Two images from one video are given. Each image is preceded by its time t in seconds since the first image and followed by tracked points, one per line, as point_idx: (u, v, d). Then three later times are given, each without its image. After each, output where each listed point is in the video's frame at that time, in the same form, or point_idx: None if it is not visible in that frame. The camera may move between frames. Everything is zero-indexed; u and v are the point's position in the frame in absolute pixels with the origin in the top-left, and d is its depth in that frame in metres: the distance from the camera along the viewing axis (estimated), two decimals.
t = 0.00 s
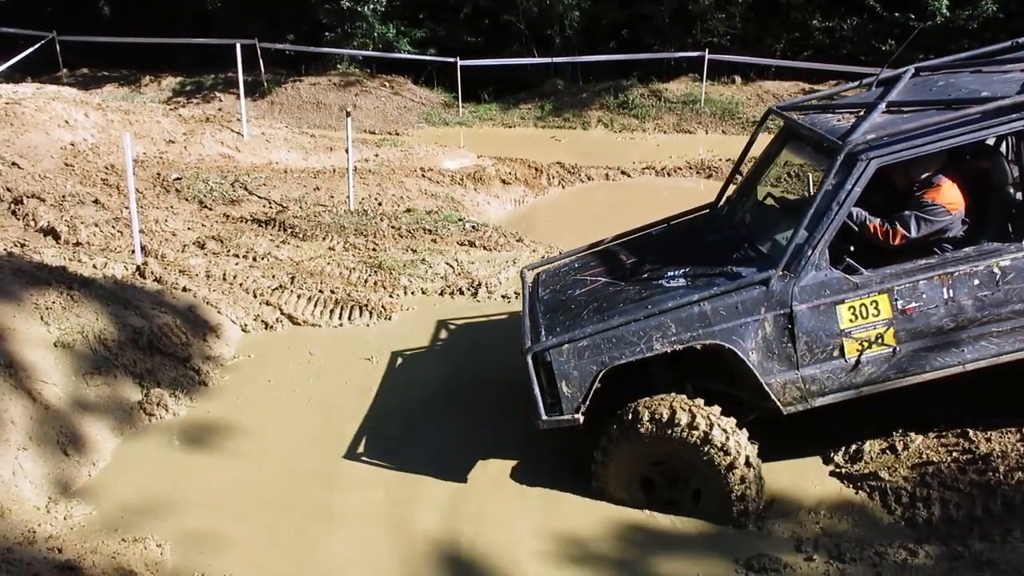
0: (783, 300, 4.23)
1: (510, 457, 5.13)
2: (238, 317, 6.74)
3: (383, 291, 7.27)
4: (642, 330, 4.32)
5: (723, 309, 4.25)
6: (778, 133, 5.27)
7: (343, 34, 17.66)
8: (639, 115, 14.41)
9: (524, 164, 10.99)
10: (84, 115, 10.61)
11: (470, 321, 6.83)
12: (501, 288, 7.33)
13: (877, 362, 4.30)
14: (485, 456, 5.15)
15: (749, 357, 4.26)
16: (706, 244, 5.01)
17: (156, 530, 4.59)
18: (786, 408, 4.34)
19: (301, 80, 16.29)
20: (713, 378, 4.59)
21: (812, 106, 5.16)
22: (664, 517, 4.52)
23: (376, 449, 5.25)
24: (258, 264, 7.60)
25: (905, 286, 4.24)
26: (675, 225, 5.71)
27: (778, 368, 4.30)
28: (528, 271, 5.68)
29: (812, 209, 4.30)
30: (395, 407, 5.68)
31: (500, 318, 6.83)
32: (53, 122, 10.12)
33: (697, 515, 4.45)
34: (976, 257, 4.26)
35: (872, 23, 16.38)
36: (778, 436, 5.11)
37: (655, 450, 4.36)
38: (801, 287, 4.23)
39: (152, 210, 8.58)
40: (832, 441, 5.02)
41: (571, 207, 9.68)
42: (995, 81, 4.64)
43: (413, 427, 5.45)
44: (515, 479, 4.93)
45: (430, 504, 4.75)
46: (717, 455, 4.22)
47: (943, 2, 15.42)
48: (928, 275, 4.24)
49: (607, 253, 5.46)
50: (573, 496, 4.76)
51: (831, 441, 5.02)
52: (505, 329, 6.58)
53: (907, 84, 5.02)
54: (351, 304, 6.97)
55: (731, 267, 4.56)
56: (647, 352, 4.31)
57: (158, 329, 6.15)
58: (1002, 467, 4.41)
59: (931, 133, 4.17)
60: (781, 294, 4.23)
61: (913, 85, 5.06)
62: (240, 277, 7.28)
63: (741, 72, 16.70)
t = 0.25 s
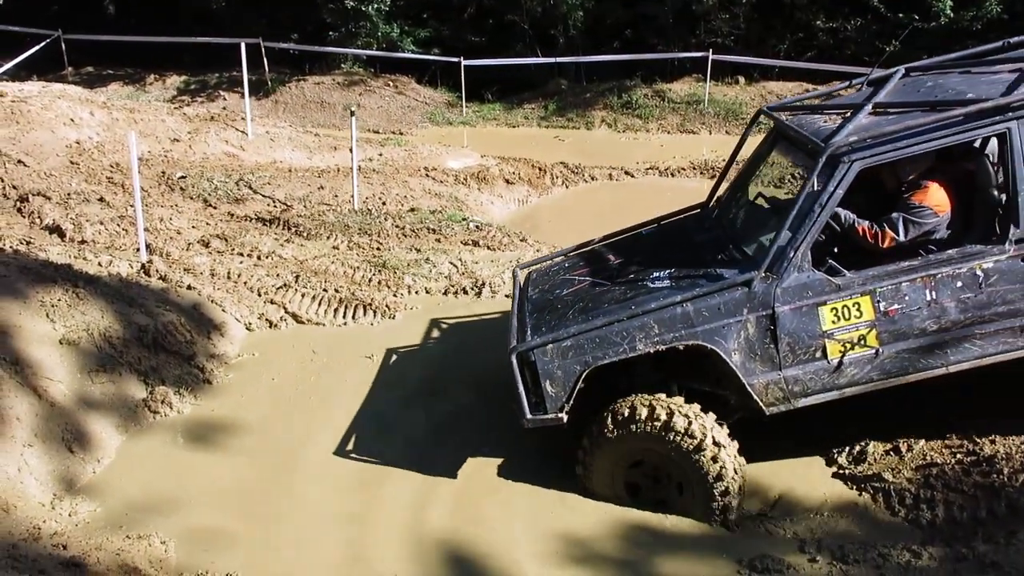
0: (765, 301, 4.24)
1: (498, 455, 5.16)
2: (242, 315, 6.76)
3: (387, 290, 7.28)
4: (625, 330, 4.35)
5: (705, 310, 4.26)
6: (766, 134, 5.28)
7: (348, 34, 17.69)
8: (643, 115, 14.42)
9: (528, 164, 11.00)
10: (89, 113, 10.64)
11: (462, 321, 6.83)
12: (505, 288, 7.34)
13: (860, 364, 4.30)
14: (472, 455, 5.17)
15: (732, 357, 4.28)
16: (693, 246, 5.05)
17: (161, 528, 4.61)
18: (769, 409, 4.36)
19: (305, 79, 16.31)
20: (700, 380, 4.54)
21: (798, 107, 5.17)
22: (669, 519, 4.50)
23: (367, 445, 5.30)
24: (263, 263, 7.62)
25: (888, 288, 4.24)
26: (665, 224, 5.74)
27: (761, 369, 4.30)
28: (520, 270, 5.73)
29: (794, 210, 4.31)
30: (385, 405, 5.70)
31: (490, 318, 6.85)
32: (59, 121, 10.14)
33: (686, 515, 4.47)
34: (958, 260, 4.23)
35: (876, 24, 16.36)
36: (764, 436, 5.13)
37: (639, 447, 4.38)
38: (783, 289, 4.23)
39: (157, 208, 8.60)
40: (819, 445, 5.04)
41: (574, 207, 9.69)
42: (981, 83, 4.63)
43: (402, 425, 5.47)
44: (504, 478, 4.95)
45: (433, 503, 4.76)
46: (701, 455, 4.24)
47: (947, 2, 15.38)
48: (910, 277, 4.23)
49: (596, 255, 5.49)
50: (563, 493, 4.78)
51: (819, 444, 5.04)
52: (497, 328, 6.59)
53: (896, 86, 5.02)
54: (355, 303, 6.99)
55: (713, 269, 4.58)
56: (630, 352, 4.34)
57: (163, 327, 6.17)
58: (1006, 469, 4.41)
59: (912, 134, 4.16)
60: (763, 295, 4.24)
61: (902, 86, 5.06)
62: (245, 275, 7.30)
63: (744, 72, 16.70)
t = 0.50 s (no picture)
0: (743, 303, 4.21)
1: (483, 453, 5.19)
2: (248, 315, 6.78)
3: (392, 290, 7.29)
4: (605, 331, 4.35)
5: (683, 312, 4.25)
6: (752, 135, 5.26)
7: (354, 34, 17.74)
8: (648, 116, 14.42)
9: (533, 165, 11.00)
10: (96, 112, 10.66)
11: (453, 321, 6.82)
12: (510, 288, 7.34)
13: (838, 365, 4.28)
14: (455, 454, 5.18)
15: (710, 359, 4.26)
16: (677, 247, 5.04)
17: (165, 527, 4.61)
18: (748, 410, 4.36)
19: (311, 80, 16.34)
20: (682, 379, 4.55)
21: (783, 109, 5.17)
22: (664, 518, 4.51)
23: (355, 442, 5.34)
24: (268, 263, 7.63)
25: (866, 290, 4.19)
26: (653, 226, 5.73)
27: (739, 370, 4.29)
28: (508, 271, 5.80)
29: (772, 212, 4.30)
30: (370, 404, 5.71)
31: (479, 318, 6.85)
32: (65, 120, 10.17)
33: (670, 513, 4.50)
34: (936, 261, 4.17)
35: (882, 26, 16.30)
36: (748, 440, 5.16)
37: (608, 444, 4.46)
38: (761, 290, 4.20)
39: (162, 207, 8.62)
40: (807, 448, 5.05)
41: (579, 208, 9.70)
42: (964, 84, 4.61)
43: (386, 425, 5.48)
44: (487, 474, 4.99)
45: (437, 502, 4.76)
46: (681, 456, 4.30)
47: (954, 4, 15.31)
48: (888, 279, 4.18)
49: (584, 258, 5.51)
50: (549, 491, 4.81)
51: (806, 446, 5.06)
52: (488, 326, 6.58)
53: (881, 87, 5.01)
54: (360, 303, 7.00)
55: (693, 271, 4.57)
56: (609, 353, 4.34)
57: (169, 327, 6.18)
58: (1011, 471, 4.36)
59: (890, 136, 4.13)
60: (741, 297, 4.21)
61: (888, 87, 5.05)
62: (250, 275, 7.31)
63: (749, 74, 16.69)
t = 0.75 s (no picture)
0: (715, 305, 4.23)
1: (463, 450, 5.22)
2: (248, 316, 6.77)
3: (392, 291, 7.29)
4: (579, 333, 4.38)
5: (656, 314, 4.27)
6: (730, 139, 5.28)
7: (354, 36, 17.77)
8: (648, 118, 14.41)
9: (534, 166, 11.01)
10: (96, 114, 10.66)
11: (441, 321, 6.84)
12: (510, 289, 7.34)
13: (810, 366, 4.28)
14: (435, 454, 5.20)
15: (683, 361, 4.28)
16: (655, 251, 5.06)
17: (165, 528, 4.61)
18: (721, 411, 4.37)
19: (311, 81, 16.34)
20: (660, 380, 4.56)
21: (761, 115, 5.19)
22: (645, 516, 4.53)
23: (341, 439, 5.38)
24: (268, 264, 7.64)
25: (837, 292, 4.19)
26: (635, 230, 5.75)
27: (712, 372, 4.31)
28: (492, 274, 5.87)
29: (744, 215, 4.32)
30: (352, 404, 5.74)
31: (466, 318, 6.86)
32: (66, 121, 10.17)
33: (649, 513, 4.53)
34: (907, 264, 4.15)
35: (882, 28, 16.25)
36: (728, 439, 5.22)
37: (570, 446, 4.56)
38: (733, 292, 4.21)
39: (163, 208, 8.62)
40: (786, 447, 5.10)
41: (579, 209, 9.70)
42: (939, 87, 4.61)
43: (368, 425, 5.50)
44: (469, 470, 5.03)
45: (439, 504, 4.76)
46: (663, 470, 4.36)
47: (954, 6, 15.27)
48: (859, 282, 4.17)
49: (563, 262, 5.55)
50: (532, 489, 4.82)
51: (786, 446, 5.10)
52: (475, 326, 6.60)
53: (861, 89, 5.01)
54: (360, 304, 6.99)
55: (666, 273, 4.59)
56: (582, 355, 4.37)
57: (169, 328, 6.19)
58: (1011, 472, 4.33)
59: (859, 139, 4.11)
60: (713, 299, 4.23)
61: (866, 89, 5.07)
62: (250, 276, 7.32)
63: (750, 75, 16.68)
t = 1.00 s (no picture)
0: (693, 307, 4.24)
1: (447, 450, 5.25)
2: (249, 317, 6.78)
3: (394, 292, 7.30)
4: (558, 334, 4.41)
5: (635, 315, 4.29)
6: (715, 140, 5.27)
7: (355, 36, 17.80)
8: (649, 119, 14.42)
9: (535, 167, 11.02)
10: (98, 114, 10.67)
11: (431, 320, 6.88)
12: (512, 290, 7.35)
13: (788, 368, 4.29)
14: (419, 455, 5.22)
15: (662, 362, 4.30)
16: (637, 252, 5.06)
17: (166, 528, 4.61)
18: (700, 412, 4.37)
19: (313, 81, 16.36)
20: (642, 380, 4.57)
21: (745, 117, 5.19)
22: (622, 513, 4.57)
23: (328, 437, 5.42)
24: (270, 264, 7.65)
25: (815, 294, 4.20)
26: (621, 230, 5.74)
27: (691, 374, 4.32)
28: (480, 274, 5.89)
29: (722, 216, 4.31)
30: (336, 406, 5.75)
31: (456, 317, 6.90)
32: (68, 121, 10.19)
33: (628, 509, 4.55)
34: (885, 266, 4.15)
35: (883, 30, 16.20)
36: (709, 439, 5.26)
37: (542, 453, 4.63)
38: (710, 294, 4.22)
39: (165, 209, 8.63)
40: (765, 446, 5.16)
41: (580, 210, 9.71)
42: (920, 90, 4.62)
43: (352, 426, 5.52)
44: (454, 468, 5.08)
45: (440, 504, 4.77)
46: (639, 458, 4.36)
47: (956, 8, 15.21)
48: (837, 284, 4.18)
49: (550, 261, 5.57)
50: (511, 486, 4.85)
51: (767, 446, 5.15)
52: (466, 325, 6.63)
53: (844, 91, 5.02)
54: (362, 305, 7.00)
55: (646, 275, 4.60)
56: (562, 356, 4.41)
57: (171, 328, 6.20)
58: (1014, 475, 4.33)
59: (836, 143, 4.11)
60: (691, 301, 4.24)
61: (850, 91, 5.07)
62: (252, 276, 7.32)
63: (751, 77, 16.69)
